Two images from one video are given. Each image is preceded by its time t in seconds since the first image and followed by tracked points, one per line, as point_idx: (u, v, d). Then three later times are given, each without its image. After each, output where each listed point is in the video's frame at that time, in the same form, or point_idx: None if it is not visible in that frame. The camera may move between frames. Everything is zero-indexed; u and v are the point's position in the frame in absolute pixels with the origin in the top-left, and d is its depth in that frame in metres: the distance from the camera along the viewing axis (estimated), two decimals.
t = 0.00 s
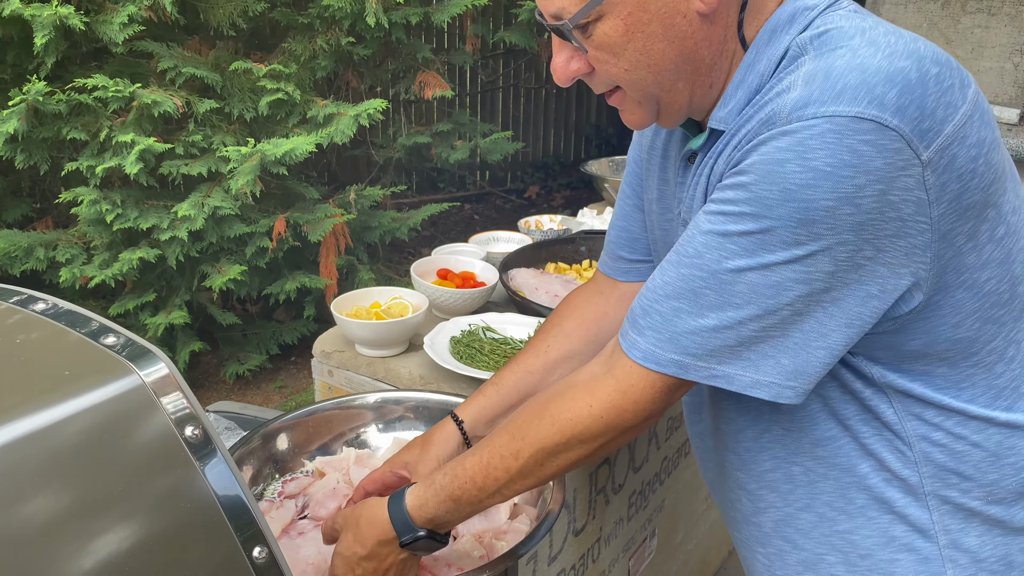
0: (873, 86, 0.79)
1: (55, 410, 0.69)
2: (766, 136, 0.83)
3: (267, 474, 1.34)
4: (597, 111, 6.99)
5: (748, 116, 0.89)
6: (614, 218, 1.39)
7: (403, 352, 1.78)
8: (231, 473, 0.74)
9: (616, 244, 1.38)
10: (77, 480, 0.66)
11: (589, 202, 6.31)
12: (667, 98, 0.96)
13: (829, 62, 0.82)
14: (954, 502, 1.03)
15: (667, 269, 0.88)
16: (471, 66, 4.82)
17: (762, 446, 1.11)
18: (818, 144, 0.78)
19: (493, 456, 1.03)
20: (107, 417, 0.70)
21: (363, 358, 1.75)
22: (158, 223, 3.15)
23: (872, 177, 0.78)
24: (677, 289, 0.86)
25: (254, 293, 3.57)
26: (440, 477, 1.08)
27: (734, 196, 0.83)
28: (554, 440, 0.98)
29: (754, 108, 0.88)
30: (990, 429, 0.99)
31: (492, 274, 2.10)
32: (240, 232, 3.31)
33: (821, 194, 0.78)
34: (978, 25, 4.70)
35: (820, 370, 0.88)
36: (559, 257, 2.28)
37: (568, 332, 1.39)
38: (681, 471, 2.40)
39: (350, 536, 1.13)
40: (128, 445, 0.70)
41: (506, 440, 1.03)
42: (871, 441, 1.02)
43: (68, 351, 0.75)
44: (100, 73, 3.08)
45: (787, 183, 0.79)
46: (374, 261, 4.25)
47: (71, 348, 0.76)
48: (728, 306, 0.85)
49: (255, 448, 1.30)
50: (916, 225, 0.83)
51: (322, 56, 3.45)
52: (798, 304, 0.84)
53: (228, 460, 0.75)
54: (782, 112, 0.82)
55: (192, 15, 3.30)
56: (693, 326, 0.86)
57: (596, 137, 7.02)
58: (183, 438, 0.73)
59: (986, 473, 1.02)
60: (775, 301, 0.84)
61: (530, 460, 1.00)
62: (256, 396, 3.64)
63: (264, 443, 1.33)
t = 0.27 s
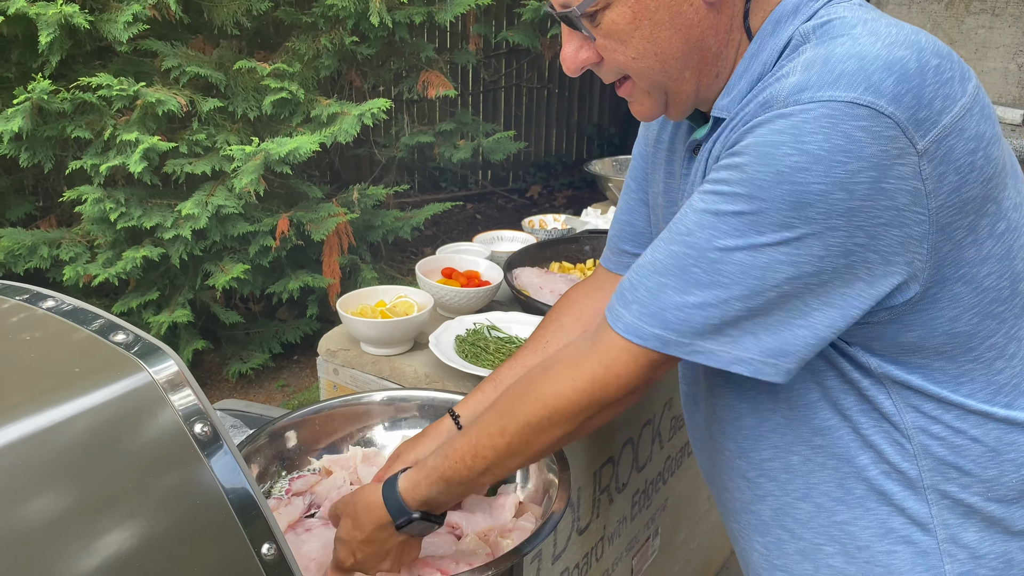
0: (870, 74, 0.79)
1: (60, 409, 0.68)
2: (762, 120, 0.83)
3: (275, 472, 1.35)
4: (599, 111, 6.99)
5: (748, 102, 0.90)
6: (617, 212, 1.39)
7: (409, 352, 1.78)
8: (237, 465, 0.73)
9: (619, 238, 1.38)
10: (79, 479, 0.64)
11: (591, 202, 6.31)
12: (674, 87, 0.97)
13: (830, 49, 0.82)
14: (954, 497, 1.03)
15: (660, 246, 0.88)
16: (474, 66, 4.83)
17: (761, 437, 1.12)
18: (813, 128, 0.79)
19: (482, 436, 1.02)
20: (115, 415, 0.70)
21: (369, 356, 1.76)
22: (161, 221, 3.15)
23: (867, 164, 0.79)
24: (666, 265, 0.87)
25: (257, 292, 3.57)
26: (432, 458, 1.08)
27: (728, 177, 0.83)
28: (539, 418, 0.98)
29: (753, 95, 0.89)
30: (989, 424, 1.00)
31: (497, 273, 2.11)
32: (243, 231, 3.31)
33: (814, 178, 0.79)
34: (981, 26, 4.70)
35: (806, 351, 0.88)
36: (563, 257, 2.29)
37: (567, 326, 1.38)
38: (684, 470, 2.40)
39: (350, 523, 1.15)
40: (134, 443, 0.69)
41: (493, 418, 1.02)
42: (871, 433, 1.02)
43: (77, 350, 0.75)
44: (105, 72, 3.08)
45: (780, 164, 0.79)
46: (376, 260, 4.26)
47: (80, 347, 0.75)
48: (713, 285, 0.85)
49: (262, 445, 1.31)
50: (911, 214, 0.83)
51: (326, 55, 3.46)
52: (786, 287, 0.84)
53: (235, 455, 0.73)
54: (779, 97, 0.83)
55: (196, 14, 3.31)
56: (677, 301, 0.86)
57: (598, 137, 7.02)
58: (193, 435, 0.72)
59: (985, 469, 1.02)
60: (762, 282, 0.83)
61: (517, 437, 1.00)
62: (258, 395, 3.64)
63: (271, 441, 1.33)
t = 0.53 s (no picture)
0: (861, 73, 0.80)
1: (64, 407, 0.68)
2: (757, 124, 0.84)
3: (278, 471, 1.35)
4: (601, 112, 6.99)
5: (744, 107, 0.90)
6: (616, 213, 1.39)
7: (412, 351, 1.78)
8: (243, 463, 0.74)
9: (618, 240, 1.38)
10: (84, 478, 0.64)
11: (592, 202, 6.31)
12: (669, 86, 0.97)
13: (821, 51, 0.83)
14: (957, 499, 1.03)
15: (664, 258, 0.89)
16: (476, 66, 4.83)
17: (763, 439, 1.12)
18: (806, 129, 0.79)
19: (487, 447, 1.02)
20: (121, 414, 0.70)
21: (372, 356, 1.76)
22: (163, 221, 3.16)
23: (863, 162, 0.79)
24: (671, 276, 0.87)
25: (259, 292, 3.57)
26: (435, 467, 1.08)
27: (725, 182, 0.84)
28: (547, 432, 0.98)
29: (749, 99, 0.89)
30: (994, 424, 1.00)
31: (500, 273, 2.12)
32: (246, 230, 3.32)
33: (812, 178, 0.79)
34: (984, 26, 4.70)
35: (817, 360, 0.87)
36: (566, 257, 2.29)
37: (556, 326, 1.39)
38: (686, 471, 2.40)
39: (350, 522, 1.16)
40: (137, 443, 0.69)
41: (502, 430, 1.02)
42: (873, 437, 1.02)
43: (82, 348, 0.75)
44: (107, 71, 3.08)
45: (776, 166, 0.80)
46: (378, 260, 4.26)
47: (85, 344, 0.76)
48: (719, 292, 0.84)
49: (265, 444, 1.31)
50: (910, 212, 0.83)
51: (329, 56, 3.47)
52: (791, 291, 0.83)
53: (239, 450, 0.74)
54: (773, 100, 0.83)
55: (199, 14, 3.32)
56: (684, 311, 0.86)
57: (600, 138, 7.02)
58: (198, 433, 0.73)
59: (990, 469, 1.02)
60: (767, 287, 0.83)
61: (524, 451, 0.99)
62: (260, 394, 3.64)
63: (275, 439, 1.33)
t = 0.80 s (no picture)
0: (878, 89, 0.79)
1: (65, 408, 0.68)
2: (782, 149, 0.83)
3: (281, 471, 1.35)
4: (601, 112, 7.00)
5: (763, 126, 0.89)
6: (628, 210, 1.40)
7: (414, 352, 1.78)
8: (249, 468, 0.73)
9: (627, 237, 1.39)
10: (85, 478, 0.64)
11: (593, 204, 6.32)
12: (668, 85, 0.97)
13: (835, 67, 0.82)
14: (963, 509, 1.04)
15: (710, 299, 0.89)
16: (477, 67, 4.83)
17: (771, 458, 1.11)
18: (833, 152, 0.79)
19: (549, 455, 1.03)
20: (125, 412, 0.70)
21: (374, 356, 1.76)
22: (165, 221, 3.16)
23: (892, 179, 0.79)
24: (723, 316, 0.87)
25: (260, 292, 3.58)
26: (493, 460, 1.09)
27: (762, 215, 0.84)
28: (610, 451, 0.99)
29: (767, 119, 0.88)
30: (1000, 430, 1.01)
31: (502, 273, 2.12)
32: (247, 230, 3.32)
33: (847, 201, 0.79)
34: (986, 29, 4.71)
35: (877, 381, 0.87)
36: (568, 258, 2.28)
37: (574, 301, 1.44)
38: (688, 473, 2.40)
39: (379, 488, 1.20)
40: (140, 442, 0.69)
41: (567, 441, 1.03)
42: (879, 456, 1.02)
43: (84, 348, 0.75)
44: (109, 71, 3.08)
45: (809, 193, 0.80)
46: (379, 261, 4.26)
47: (89, 342, 0.76)
48: (773, 325, 0.85)
49: (269, 443, 1.31)
50: (942, 222, 0.82)
51: (330, 57, 3.47)
52: (843, 315, 0.83)
53: (244, 452, 0.73)
54: (794, 124, 0.82)
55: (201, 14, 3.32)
56: (742, 348, 0.87)
57: (600, 139, 7.03)
58: (202, 431, 0.72)
59: (994, 474, 1.03)
60: (820, 313, 0.83)
61: (585, 467, 1.00)
62: (261, 394, 3.64)
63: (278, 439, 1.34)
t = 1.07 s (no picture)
0: (893, 114, 0.77)
1: (69, 410, 0.68)
2: (800, 176, 0.81)
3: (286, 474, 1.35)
4: (602, 113, 7.00)
5: (780, 147, 0.88)
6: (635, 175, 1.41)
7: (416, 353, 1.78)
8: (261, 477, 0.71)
9: (630, 201, 1.42)
10: (87, 480, 0.65)
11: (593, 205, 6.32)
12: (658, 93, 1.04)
13: (850, 88, 0.80)
14: (964, 518, 1.04)
15: (740, 329, 0.86)
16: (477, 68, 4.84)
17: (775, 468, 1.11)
18: (852, 178, 0.77)
19: (595, 427, 0.96)
20: (129, 412, 0.70)
21: (377, 358, 1.77)
22: (167, 221, 3.17)
23: (911, 202, 0.77)
24: (757, 345, 0.83)
25: (262, 293, 3.58)
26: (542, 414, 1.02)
27: (786, 242, 0.81)
28: (651, 447, 0.91)
29: (785, 142, 0.87)
30: (999, 440, 1.01)
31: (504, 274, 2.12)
32: (248, 231, 3.32)
33: (870, 226, 0.76)
34: (987, 32, 4.51)
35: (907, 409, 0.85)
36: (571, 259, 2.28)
37: (583, 256, 1.48)
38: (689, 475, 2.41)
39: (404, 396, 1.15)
40: (145, 442, 0.69)
41: (614, 421, 0.96)
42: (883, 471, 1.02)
43: (92, 347, 0.75)
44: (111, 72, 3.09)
45: (833, 219, 0.77)
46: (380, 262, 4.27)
47: (97, 340, 0.76)
48: (808, 355, 0.81)
49: (272, 442, 1.32)
50: (958, 244, 0.80)
51: (332, 58, 3.47)
52: (874, 342, 0.80)
53: (252, 454, 0.72)
54: (811, 149, 0.80)
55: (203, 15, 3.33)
56: (778, 377, 0.82)
57: (601, 141, 7.04)
58: (209, 432, 0.71)
59: (995, 483, 1.03)
60: (852, 340, 0.80)
61: (620, 452, 0.93)
62: (262, 394, 3.65)
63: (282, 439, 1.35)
